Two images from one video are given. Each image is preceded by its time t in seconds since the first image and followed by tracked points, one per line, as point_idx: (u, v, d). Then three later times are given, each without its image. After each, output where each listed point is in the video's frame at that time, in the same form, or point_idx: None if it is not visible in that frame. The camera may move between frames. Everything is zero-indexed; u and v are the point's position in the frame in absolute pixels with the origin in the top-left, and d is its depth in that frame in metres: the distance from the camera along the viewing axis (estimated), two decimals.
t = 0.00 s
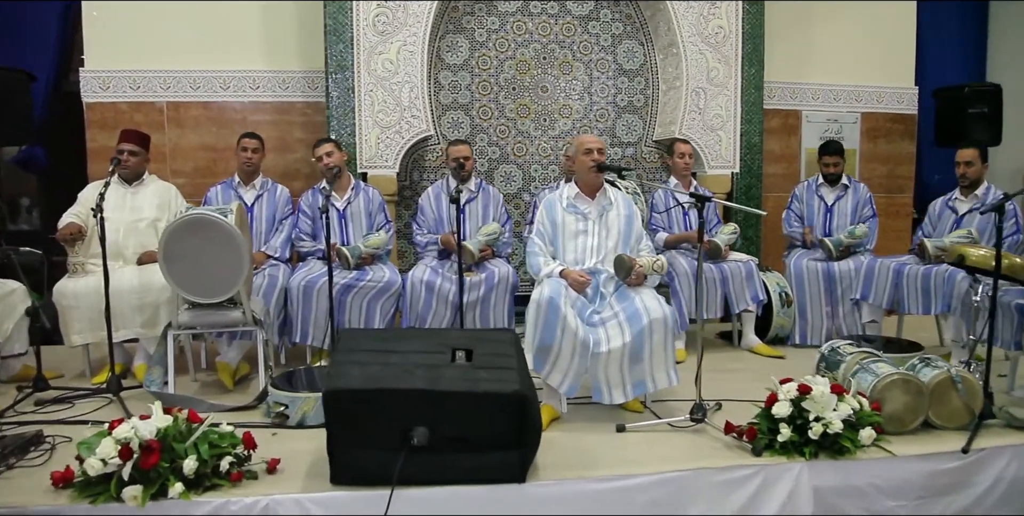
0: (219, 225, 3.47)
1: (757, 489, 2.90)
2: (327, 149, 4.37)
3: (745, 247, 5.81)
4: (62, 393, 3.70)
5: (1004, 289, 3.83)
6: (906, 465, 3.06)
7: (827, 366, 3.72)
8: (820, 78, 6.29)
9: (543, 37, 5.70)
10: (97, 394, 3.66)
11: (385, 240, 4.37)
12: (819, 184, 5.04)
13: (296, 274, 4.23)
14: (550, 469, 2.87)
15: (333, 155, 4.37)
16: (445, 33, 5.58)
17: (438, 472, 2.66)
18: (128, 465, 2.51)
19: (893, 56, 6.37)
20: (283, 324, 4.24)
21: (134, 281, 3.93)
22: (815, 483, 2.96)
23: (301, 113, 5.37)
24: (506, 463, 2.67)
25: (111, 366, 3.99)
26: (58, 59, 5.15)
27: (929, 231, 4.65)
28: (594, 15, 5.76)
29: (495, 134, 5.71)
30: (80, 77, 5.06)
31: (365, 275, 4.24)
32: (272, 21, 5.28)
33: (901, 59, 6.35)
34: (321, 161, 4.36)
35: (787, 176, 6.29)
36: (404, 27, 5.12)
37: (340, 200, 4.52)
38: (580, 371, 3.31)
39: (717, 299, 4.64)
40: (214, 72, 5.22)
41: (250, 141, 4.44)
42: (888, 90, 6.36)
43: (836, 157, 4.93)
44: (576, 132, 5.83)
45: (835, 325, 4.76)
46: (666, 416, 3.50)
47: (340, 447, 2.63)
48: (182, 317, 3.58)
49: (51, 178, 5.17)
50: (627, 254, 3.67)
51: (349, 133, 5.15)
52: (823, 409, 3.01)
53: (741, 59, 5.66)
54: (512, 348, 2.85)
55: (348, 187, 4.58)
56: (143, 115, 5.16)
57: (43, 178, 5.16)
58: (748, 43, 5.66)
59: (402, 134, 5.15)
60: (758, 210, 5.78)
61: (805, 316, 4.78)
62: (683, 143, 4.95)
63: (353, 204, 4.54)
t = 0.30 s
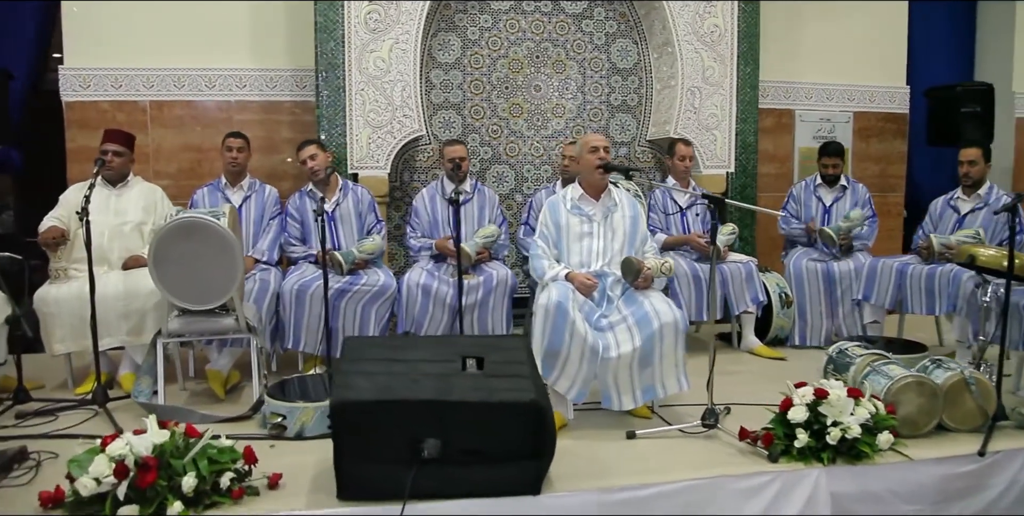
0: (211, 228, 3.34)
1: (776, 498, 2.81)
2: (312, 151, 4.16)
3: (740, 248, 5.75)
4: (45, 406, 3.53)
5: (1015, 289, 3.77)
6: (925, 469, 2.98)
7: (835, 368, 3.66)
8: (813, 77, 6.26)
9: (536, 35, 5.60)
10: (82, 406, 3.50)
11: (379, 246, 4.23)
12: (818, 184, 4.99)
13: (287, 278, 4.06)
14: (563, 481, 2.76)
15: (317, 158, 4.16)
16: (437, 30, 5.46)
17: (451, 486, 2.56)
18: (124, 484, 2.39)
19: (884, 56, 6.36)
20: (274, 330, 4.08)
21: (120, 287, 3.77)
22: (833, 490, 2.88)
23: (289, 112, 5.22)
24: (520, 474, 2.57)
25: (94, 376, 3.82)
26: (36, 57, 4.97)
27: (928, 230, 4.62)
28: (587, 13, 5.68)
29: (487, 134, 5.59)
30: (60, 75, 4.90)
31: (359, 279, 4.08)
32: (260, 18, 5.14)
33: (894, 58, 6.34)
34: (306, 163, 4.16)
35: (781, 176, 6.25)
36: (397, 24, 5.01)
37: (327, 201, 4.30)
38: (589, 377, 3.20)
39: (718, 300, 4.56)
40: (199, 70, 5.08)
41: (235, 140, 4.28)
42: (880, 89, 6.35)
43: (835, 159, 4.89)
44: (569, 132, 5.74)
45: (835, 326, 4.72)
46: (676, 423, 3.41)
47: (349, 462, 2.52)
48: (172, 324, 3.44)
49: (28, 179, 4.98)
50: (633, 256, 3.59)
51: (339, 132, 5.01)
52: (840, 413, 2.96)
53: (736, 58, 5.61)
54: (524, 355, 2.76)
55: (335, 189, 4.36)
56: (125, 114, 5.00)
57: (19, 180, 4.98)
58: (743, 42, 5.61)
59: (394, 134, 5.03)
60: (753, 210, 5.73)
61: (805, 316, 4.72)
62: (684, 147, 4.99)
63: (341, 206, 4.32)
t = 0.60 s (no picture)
0: (207, 231, 3.22)
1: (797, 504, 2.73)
2: (302, 153, 3.99)
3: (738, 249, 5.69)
4: (30, 417, 3.37)
5: None
6: (945, 473, 2.91)
7: (847, 370, 3.60)
8: (808, 76, 6.22)
9: (531, 33, 5.51)
10: (69, 417, 3.35)
11: (376, 248, 4.11)
12: (818, 184, 4.94)
13: (282, 281, 3.91)
14: (579, 491, 2.65)
15: (308, 161, 3.99)
16: (431, 28, 5.35)
17: (467, 499, 2.45)
18: (122, 502, 2.28)
19: (878, 54, 6.33)
20: (268, 336, 3.92)
21: (107, 292, 3.63)
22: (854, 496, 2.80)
23: (279, 112, 5.08)
24: (538, 485, 2.47)
25: (80, 385, 3.66)
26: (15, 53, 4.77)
27: (933, 229, 4.63)
28: (583, 10, 5.59)
29: (481, 133, 5.48)
30: (40, 74, 4.74)
31: (356, 282, 3.95)
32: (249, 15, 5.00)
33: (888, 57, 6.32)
34: (297, 166, 4.00)
35: (776, 175, 6.20)
36: (391, 20, 4.89)
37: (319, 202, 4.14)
38: (601, 381, 3.12)
39: (719, 303, 4.53)
40: (186, 68, 4.93)
41: (224, 138, 4.12)
42: (874, 88, 6.32)
43: (835, 160, 4.83)
44: (564, 131, 5.64)
45: (838, 327, 4.66)
46: (690, 428, 3.32)
47: (360, 475, 2.40)
48: (164, 331, 3.30)
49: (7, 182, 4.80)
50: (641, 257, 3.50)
51: (331, 132, 4.88)
52: (859, 417, 2.90)
53: (734, 55, 5.55)
54: (539, 361, 2.66)
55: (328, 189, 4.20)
56: (110, 114, 4.85)
57: None
58: (741, 40, 5.55)
59: (388, 133, 4.91)
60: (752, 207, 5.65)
61: (808, 317, 4.66)
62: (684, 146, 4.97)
63: (335, 207, 4.17)
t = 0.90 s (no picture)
0: (203, 232, 3.08)
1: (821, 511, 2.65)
2: (304, 150, 3.88)
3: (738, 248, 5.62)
4: (17, 428, 3.22)
5: None
6: (968, 478, 2.84)
7: (861, 372, 3.53)
8: (807, 73, 6.15)
9: (529, 29, 5.40)
10: (59, 428, 3.21)
11: (375, 247, 3.96)
12: (822, 182, 4.87)
13: (279, 283, 3.78)
14: (597, 502, 2.56)
15: (311, 158, 3.88)
16: (426, 23, 5.22)
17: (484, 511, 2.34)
18: None
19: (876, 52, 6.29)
20: (266, 340, 3.80)
21: (97, 297, 3.49)
22: (878, 502, 2.73)
23: (271, 110, 4.94)
24: (559, 497, 2.36)
25: (69, 394, 3.51)
26: None
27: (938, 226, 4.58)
28: (581, 6, 5.49)
29: (478, 131, 5.37)
30: (23, 71, 4.57)
31: (355, 284, 3.82)
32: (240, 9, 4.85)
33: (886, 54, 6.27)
34: (298, 162, 3.88)
35: (775, 174, 6.14)
36: (387, 15, 4.76)
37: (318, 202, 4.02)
38: (614, 385, 3.03)
39: (726, 301, 4.44)
40: (175, 64, 4.77)
41: (217, 136, 3.98)
42: (873, 85, 6.28)
43: (840, 158, 4.75)
44: (563, 129, 5.54)
45: (845, 326, 4.64)
46: (705, 433, 3.23)
47: (373, 488, 2.28)
48: (158, 337, 3.16)
49: None
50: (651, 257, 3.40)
51: (326, 130, 4.74)
52: (883, 421, 2.82)
53: (734, 52, 5.48)
54: (556, 366, 2.55)
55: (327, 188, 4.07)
56: (96, 112, 4.68)
57: None
58: (742, 36, 5.47)
59: (384, 131, 4.78)
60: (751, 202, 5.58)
61: (814, 317, 4.63)
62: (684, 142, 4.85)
63: (334, 207, 4.05)
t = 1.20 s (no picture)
0: (200, 232, 2.94)
1: None
2: (313, 144, 3.71)
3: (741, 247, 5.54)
4: (5, 440, 3.07)
5: None
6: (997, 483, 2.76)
7: (879, 374, 3.46)
8: (807, 70, 6.08)
9: (528, 24, 5.28)
10: (50, 439, 3.07)
11: (376, 249, 3.82)
12: (828, 181, 4.78)
13: (278, 285, 3.65)
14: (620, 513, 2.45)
15: (319, 153, 3.71)
16: (424, 18, 5.10)
17: None
18: None
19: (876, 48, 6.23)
20: (264, 344, 3.67)
21: (89, 302, 3.36)
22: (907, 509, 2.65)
23: (265, 107, 4.80)
24: (582, 509, 2.25)
25: (60, 403, 3.36)
26: None
27: (944, 226, 4.49)
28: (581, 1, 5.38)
29: (477, 129, 5.25)
30: (8, 67, 4.41)
31: (356, 286, 3.70)
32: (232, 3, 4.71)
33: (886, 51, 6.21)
34: (306, 157, 3.71)
35: (776, 172, 6.06)
36: (384, 9, 4.63)
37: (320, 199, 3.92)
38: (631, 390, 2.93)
39: (734, 301, 4.32)
40: (165, 60, 4.63)
41: (212, 132, 3.84)
42: (873, 82, 6.22)
43: (847, 156, 4.65)
44: (563, 126, 5.42)
45: (853, 325, 4.57)
46: (724, 439, 3.13)
47: (387, 503, 2.17)
48: (154, 344, 3.02)
49: None
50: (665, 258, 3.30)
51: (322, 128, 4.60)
52: (911, 426, 2.75)
53: (737, 48, 5.39)
54: (576, 371, 2.44)
55: (331, 185, 3.98)
56: (84, 110, 4.53)
57: None
58: (744, 32, 5.39)
59: (382, 129, 4.66)
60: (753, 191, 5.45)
61: (822, 316, 4.56)
62: (689, 138, 4.77)
63: (335, 205, 3.95)
